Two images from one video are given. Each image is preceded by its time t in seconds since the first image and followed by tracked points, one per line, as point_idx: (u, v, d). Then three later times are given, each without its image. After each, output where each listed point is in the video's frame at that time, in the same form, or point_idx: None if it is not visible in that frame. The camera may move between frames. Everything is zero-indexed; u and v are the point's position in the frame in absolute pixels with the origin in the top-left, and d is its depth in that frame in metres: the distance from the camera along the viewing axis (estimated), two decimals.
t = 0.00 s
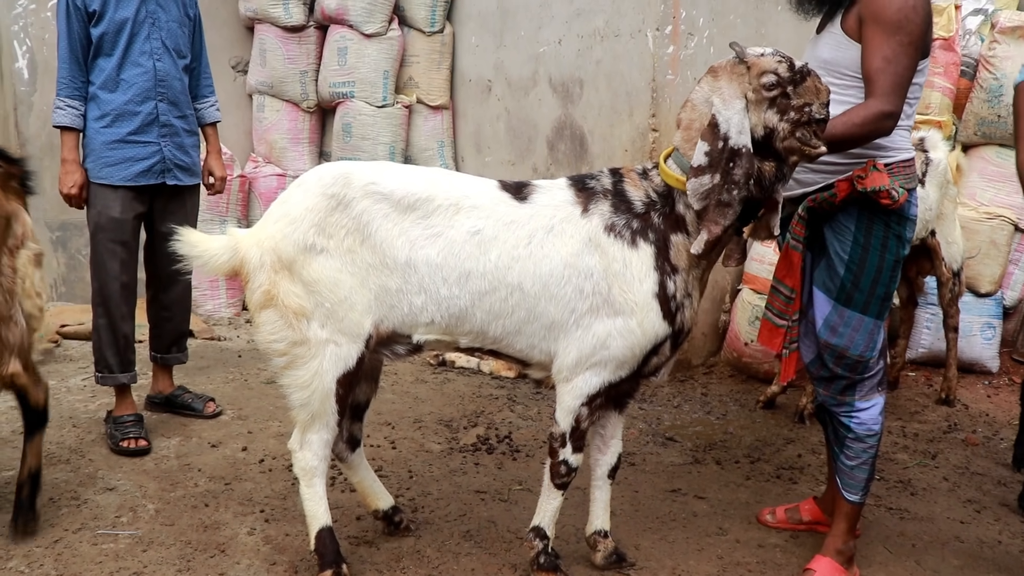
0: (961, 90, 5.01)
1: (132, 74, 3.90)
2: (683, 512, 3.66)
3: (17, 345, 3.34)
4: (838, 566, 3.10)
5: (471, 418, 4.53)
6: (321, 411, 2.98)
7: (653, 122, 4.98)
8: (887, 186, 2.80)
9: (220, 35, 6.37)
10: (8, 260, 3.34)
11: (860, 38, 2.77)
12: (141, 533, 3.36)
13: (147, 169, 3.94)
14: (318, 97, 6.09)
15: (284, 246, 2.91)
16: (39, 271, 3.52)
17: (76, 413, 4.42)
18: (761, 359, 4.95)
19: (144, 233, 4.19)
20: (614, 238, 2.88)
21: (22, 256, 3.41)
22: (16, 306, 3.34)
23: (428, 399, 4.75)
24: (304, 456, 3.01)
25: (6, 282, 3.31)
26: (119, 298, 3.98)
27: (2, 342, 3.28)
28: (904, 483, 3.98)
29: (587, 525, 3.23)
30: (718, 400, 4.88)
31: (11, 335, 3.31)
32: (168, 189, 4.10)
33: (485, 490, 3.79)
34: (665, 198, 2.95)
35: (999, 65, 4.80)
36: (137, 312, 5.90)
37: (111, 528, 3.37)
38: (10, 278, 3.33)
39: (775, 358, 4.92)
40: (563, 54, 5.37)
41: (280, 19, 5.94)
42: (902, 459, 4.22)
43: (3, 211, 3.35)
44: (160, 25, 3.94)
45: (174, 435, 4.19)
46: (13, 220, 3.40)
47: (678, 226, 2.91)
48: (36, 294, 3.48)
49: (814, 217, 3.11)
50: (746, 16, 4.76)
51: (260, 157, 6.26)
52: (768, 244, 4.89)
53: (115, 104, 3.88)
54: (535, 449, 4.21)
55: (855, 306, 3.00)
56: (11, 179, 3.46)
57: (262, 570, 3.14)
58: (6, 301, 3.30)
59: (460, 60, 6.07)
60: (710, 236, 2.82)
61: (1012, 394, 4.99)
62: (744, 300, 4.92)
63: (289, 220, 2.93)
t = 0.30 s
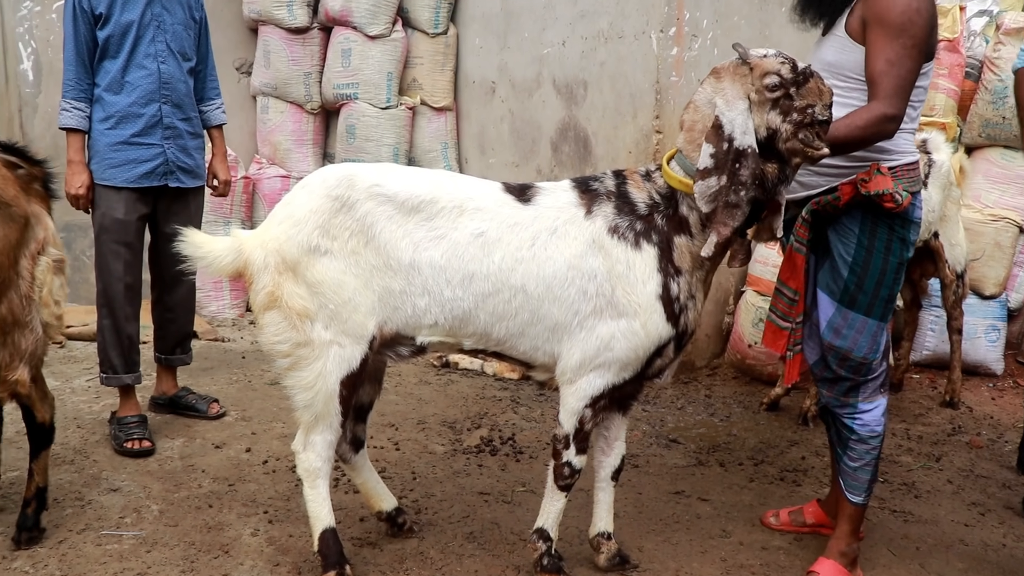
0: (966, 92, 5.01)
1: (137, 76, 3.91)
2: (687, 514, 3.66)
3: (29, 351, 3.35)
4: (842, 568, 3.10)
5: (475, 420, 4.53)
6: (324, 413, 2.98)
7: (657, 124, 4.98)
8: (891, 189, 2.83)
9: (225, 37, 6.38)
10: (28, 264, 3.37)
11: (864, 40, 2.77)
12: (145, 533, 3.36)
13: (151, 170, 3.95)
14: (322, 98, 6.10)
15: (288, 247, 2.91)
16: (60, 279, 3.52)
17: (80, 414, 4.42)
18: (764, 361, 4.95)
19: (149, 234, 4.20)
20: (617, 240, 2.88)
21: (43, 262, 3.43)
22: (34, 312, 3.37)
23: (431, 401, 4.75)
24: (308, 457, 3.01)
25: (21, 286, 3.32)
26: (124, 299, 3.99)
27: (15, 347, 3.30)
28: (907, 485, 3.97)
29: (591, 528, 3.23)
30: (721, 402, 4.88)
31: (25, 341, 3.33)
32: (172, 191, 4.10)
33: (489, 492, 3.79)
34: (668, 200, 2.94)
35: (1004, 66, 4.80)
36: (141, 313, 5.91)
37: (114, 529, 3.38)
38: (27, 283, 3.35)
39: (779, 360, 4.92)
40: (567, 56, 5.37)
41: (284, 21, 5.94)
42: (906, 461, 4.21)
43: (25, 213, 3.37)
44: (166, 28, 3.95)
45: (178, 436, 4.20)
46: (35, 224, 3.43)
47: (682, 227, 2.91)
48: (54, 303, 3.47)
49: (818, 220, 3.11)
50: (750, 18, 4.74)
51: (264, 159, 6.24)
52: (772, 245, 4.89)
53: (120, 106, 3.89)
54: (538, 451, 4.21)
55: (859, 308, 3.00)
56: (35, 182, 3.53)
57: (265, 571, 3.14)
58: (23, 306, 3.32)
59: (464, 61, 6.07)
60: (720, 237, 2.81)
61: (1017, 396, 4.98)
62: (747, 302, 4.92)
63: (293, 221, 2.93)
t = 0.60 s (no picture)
0: (972, 96, 4.99)
1: (144, 79, 3.92)
2: (692, 519, 3.65)
3: (41, 356, 3.38)
4: (826, 555, 3.17)
5: (480, 424, 4.53)
6: (330, 417, 2.98)
7: (662, 128, 4.98)
8: (906, 193, 2.82)
9: (231, 41, 6.39)
10: (42, 270, 3.39)
11: (869, 46, 2.77)
12: (150, 537, 3.36)
13: (158, 174, 3.96)
14: (328, 102, 6.10)
15: (294, 251, 2.91)
16: (76, 285, 3.52)
17: (86, 417, 4.43)
18: (770, 366, 4.93)
19: (156, 237, 4.20)
20: (622, 244, 2.88)
21: (57, 269, 3.44)
22: (47, 318, 3.39)
23: (436, 405, 4.75)
24: (313, 461, 3.01)
25: (33, 290, 3.35)
26: (130, 302, 4.00)
27: (26, 351, 3.33)
28: (914, 491, 3.96)
29: (596, 532, 3.22)
30: (727, 407, 4.87)
31: (36, 346, 3.35)
32: (178, 194, 4.11)
33: (494, 496, 3.79)
34: (674, 205, 2.94)
35: (1011, 70, 4.79)
36: (148, 316, 5.92)
37: (120, 532, 3.38)
38: (40, 288, 3.37)
39: (785, 365, 4.91)
40: (572, 60, 5.37)
41: (290, 25, 5.96)
42: (912, 467, 4.19)
43: (39, 217, 3.39)
44: (173, 31, 3.96)
45: (183, 439, 4.20)
46: (50, 228, 3.44)
47: (687, 232, 2.90)
48: (68, 309, 3.46)
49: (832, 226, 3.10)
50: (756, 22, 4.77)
51: (270, 163, 6.26)
52: (778, 250, 4.88)
53: (127, 109, 3.90)
54: (543, 455, 4.21)
55: (870, 306, 2.98)
56: (52, 186, 3.55)
57: None
58: (35, 311, 3.35)
59: (470, 65, 6.08)
60: (723, 243, 2.80)
61: None
62: (753, 306, 4.92)
63: (299, 225, 2.93)
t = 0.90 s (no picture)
0: (981, 96, 4.96)
1: (151, 82, 3.93)
2: (700, 521, 3.64)
3: (50, 354, 3.39)
4: (824, 551, 3.22)
5: (487, 425, 4.52)
6: (337, 419, 2.98)
7: (669, 129, 4.97)
8: (917, 188, 2.82)
9: (237, 43, 6.40)
10: (50, 267, 3.40)
11: (874, 46, 2.76)
12: (158, 538, 3.37)
13: (165, 176, 3.96)
14: (334, 104, 6.11)
15: (302, 253, 2.91)
16: (85, 282, 3.53)
17: (94, 419, 4.44)
18: (778, 367, 4.92)
19: (163, 240, 4.21)
20: (630, 245, 2.87)
21: (65, 264, 3.45)
22: (56, 314, 3.41)
23: (444, 406, 4.75)
24: (321, 463, 3.01)
25: (42, 287, 3.37)
26: (138, 304, 4.01)
27: (34, 348, 3.35)
28: (923, 492, 3.94)
29: (604, 534, 3.21)
30: (735, 408, 4.85)
31: (44, 343, 3.37)
32: (186, 196, 4.12)
33: (501, 498, 3.78)
34: (682, 205, 2.93)
35: (1020, 70, 4.77)
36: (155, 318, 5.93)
37: (128, 534, 3.39)
38: (48, 285, 3.39)
39: (793, 366, 4.88)
40: (579, 61, 5.37)
41: (297, 27, 5.97)
42: (921, 468, 4.17)
43: (47, 215, 3.40)
44: (180, 34, 3.97)
45: (191, 441, 4.21)
46: (59, 226, 3.45)
47: (695, 233, 2.89)
48: (76, 306, 3.47)
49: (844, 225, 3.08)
50: (763, 23, 4.77)
51: (278, 164, 6.28)
52: (786, 250, 4.86)
53: (134, 111, 3.91)
54: (551, 456, 4.20)
55: (874, 307, 2.99)
56: (60, 185, 3.55)
57: None
58: (44, 308, 3.37)
59: (477, 66, 6.09)
60: (734, 243, 2.80)
61: None
62: (761, 307, 4.91)
63: (306, 227, 2.93)
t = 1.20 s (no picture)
0: (984, 96, 4.95)
1: (153, 84, 3.93)
2: (705, 522, 3.63)
3: (53, 354, 3.39)
4: (853, 542, 3.24)
5: (492, 427, 4.52)
6: (341, 422, 2.97)
7: (672, 129, 4.95)
8: (930, 187, 2.82)
9: (240, 45, 6.41)
10: (52, 266, 3.40)
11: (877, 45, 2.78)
12: (162, 541, 3.36)
13: (167, 178, 3.96)
14: (337, 105, 6.10)
15: (305, 254, 2.91)
16: (86, 282, 3.53)
17: (98, 422, 4.44)
18: (782, 367, 4.90)
19: (166, 242, 4.21)
20: (634, 245, 2.86)
21: (67, 264, 3.45)
22: (59, 314, 3.41)
23: (448, 408, 4.74)
24: (325, 465, 3.00)
25: (44, 287, 3.37)
26: (140, 307, 4.01)
27: (38, 348, 3.35)
28: (929, 492, 3.93)
29: (609, 535, 3.20)
30: (739, 408, 4.84)
31: (48, 343, 3.37)
32: (188, 199, 4.11)
33: (505, 499, 3.78)
34: (686, 205, 2.93)
35: None
36: (159, 321, 5.93)
37: (132, 537, 3.38)
38: (51, 284, 3.39)
39: (798, 366, 4.87)
40: (582, 62, 5.36)
41: (299, 29, 5.97)
42: (926, 468, 4.16)
43: (49, 216, 3.40)
44: (182, 36, 3.97)
45: (195, 444, 4.20)
46: (61, 226, 3.45)
47: (699, 232, 2.89)
48: (78, 305, 3.48)
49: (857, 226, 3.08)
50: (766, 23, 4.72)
51: (280, 166, 6.27)
52: (790, 250, 4.85)
53: (136, 114, 3.91)
54: (556, 458, 4.19)
55: (888, 304, 2.98)
56: (62, 186, 3.55)
57: None
58: (47, 307, 3.37)
59: (479, 67, 6.08)
60: (736, 242, 2.79)
61: None
62: (765, 307, 4.90)
63: (309, 229, 2.93)
